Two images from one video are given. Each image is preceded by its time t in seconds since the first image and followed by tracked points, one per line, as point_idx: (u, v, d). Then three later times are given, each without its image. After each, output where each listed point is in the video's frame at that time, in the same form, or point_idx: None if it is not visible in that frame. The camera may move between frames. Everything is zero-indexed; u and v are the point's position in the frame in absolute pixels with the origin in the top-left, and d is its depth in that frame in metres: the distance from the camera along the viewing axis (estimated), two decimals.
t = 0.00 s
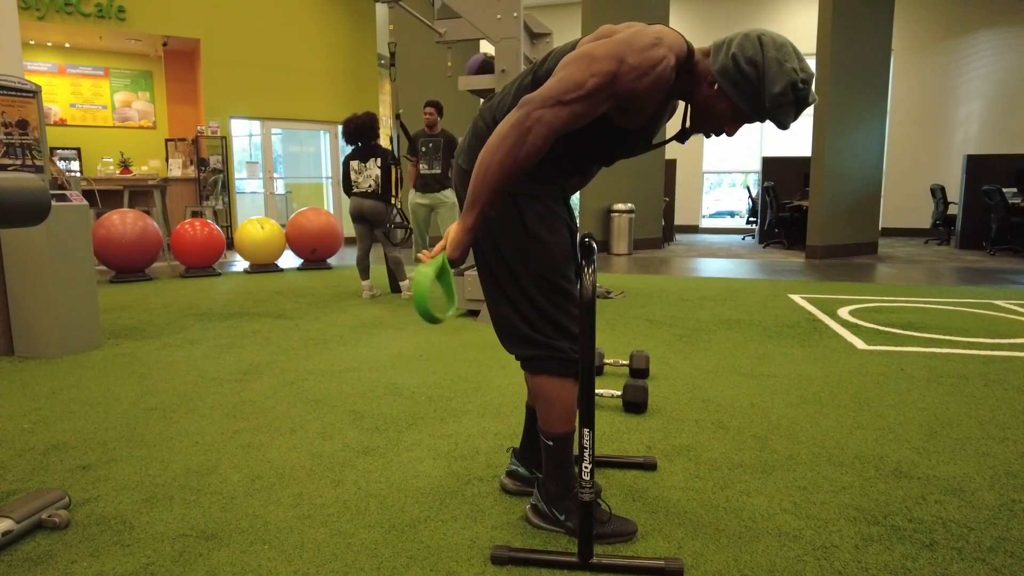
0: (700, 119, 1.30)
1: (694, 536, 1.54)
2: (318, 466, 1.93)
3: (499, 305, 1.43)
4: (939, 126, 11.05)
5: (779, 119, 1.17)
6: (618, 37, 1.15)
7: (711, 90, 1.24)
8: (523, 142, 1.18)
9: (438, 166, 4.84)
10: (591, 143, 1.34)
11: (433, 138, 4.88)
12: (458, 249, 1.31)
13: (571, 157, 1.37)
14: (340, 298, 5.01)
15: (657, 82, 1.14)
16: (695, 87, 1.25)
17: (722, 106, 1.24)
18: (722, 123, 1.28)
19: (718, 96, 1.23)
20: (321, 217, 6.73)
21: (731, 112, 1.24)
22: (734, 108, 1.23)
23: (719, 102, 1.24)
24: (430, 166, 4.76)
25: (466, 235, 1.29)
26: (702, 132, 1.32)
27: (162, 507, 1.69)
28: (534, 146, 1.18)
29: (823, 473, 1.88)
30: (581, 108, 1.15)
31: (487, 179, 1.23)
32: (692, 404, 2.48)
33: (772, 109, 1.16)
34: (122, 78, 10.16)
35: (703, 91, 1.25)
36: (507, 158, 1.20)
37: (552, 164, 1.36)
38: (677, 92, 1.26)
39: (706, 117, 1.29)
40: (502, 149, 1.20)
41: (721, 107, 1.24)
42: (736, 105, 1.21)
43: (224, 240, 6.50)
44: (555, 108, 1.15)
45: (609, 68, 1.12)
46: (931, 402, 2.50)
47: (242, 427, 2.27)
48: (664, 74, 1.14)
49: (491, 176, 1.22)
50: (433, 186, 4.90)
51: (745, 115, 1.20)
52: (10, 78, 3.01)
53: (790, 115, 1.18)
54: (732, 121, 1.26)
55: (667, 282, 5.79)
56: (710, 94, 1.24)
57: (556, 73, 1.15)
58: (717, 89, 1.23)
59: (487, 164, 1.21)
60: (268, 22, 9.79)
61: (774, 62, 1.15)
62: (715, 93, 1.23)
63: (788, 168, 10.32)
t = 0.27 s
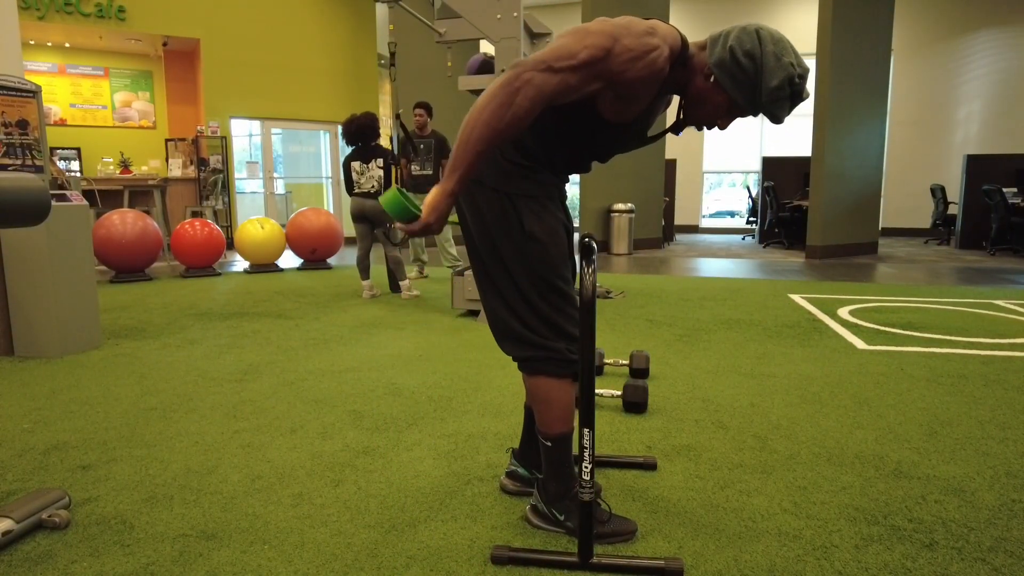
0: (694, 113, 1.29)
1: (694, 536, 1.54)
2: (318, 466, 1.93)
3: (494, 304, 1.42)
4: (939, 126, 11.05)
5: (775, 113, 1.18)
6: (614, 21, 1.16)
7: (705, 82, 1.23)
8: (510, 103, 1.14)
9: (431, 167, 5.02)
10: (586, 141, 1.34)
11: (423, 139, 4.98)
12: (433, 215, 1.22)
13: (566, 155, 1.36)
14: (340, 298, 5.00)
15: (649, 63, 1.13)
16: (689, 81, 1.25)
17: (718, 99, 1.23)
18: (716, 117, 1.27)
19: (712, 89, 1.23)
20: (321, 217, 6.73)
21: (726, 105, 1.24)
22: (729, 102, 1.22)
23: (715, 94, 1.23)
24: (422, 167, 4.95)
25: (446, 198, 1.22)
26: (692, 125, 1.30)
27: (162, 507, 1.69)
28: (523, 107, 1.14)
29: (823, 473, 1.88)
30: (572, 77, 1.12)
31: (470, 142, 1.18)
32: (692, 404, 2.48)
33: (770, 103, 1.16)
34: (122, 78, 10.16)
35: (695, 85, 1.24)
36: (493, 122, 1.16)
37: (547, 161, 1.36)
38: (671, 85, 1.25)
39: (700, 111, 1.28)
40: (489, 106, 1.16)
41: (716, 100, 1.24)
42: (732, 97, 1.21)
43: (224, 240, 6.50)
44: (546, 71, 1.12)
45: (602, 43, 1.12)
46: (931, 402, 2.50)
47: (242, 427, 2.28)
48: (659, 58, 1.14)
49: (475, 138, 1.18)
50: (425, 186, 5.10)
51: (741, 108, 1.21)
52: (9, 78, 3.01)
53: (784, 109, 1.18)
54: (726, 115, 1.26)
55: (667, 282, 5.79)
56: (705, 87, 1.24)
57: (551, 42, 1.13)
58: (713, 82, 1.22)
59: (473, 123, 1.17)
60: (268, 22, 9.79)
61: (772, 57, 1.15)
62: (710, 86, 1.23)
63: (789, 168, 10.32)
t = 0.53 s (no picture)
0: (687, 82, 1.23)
1: (694, 536, 1.54)
2: (317, 466, 1.93)
3: (496, 304, 1.43)
4: (939, 126, 11.05)
5: (776, 73, 1.19)
6: None
7: (702, 48, 1.20)
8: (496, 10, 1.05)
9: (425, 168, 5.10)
10: (587, 128, 1.31)
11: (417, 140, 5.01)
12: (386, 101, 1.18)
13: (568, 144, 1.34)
14: (340, 298, 5.01)
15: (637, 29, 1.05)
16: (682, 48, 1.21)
17: (716, 64, 1.20)
18: (711, 84, 1.23)
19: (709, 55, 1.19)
20: (321, 217, 6.74)
21: (724, 71, 1.21)
22: (729, 66, 1.19)
23: (713, 60, 1.20)
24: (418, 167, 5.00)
25: (404, 93, 1.16)
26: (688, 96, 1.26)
27: (162, 507, 1.69)
28: (501, 23, 1.05)
29: (823, 473, 1.88)
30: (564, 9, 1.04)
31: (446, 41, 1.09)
32: (692, 404, 2.48)
33: (772, 60, 1.17)
34: (122, 78, 10.16)
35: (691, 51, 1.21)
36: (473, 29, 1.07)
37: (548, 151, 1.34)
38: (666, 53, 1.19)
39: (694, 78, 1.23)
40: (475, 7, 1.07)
41: (714, 67, 1.20)
42: (731, 63, 1.19)
43: (224, 240, 6.50)
44: None
45: None
46: (931, 402, 2.50)
47: (242, 427, 2.28)
48: (650, 28, 1.06)
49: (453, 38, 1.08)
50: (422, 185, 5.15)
51: (741, 72, 1.19)
52: (9, 78, 3.01)
53: (783, 70, 1.19)
54: (722, 82, 1.23)
55: (667, 282, 5.79)
56: (701, 54, 1.20)
57: None
58: (712, 46, 1.19)
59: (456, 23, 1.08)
60: (268, 22, 9.79)
61: (771, 17, 1.17)
62: (707, 51, 1.19)
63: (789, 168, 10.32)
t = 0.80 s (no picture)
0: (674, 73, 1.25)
1: (694, 536, 1.54)
2: (317, 466, 1.93)
3: (494, 306, 1.42)
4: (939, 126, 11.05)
5: (757, 68, 1.18)
6: None
7: (688, 40, 1.21)
8: None
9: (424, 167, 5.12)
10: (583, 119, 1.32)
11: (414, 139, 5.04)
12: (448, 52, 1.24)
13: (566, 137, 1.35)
14: (340, 298, 5.01)
15: (640, 5, 1.09)
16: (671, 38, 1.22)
17: (700, 57, 1.21)
18: (696, 75, 1.24)
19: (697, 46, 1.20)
20: (321, 217, 6.74)
21: (708, 63, 1.21)
22: (712, 59, 1.20)
23: (697, 52, 1.21)
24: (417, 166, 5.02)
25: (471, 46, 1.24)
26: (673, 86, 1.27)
27: (162, 507, 1.69)
28: None
29: (823, 473, 1.88)
30: None
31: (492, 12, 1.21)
32: (692, 404, 2.48)
33: (755, 56, 1.16)
34: (122, 78, 10.16)
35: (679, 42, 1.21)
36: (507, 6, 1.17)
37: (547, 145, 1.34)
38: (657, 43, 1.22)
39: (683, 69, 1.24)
40: None
41: (699, 59, 1.21)
42: (715, 55, 1.19)
43: (224, 240, 6.50)
44: None
45: None
46: (931, 402, 2.50)
47: (242, 427, 2.27)
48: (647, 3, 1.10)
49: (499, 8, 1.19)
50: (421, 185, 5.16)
51: (724, 65, 1.19)
52: (9, 78, 3.01)
53: (767, 65, 1.19)
54: (707, 74, 1.23)
55: (667, 282, 5.78)
56: (687, 46, 1.21)
57: None
58: (696, 38, 1.20)
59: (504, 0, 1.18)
60: (267, 22, 9.78)
61: (756, 12, 1.17)
62: (693, 43, 1.20)
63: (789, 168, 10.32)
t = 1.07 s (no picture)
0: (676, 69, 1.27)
1: (693, 535, 1.54)
2: (317, 466, 1.93)
3: (496, 307, 1.42)
4: (939, 126, 11.05)
5: (757, 69, 1.20)
6: None
7: (690, 39, 1.20)
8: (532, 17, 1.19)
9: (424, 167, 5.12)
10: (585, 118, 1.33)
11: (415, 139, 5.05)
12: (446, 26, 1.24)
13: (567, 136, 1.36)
14: (340, 298, 5.01)
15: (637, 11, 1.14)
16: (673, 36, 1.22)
17: (701, 56, 1.21)
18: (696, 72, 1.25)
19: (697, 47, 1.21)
20: (322, 217, 6.74)
21: (709, 61, 1.22)
22: (713, 58, 1.21)
23: (698, 52, 1.21)
24: (417, 166, 5.02)
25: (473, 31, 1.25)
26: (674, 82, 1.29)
27: (162, 507, 1.69)
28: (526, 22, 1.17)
29: (823, 473, 1.88)
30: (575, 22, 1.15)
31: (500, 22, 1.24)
32: (692, 404, 2.48)
33: (755, 59, 1.17)
34: (122, 78, 10.16)
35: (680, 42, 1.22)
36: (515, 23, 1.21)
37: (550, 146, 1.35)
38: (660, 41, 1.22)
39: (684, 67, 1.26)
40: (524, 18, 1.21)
41: (700, 58, 1.22)
42: (715, 55, 1.20)
43: (224, 240, 6.50)
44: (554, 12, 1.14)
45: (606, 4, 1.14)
46: (931, 402, 2.50)
47: (242, 427, 2.28)
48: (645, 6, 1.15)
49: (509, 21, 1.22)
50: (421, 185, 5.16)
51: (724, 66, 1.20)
52: (8, 78, 3.01)
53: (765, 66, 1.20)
54: (706, 71, 1.25)
55: (667, 282, 5.78)
56: (689, 45, 1.21)
57: None
58: (698, 38, 1.19)
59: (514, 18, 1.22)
60: (268, 22, 9.79)
61: (758, 15, 1.17)
62: (695, 43, 1.20)
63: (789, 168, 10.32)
